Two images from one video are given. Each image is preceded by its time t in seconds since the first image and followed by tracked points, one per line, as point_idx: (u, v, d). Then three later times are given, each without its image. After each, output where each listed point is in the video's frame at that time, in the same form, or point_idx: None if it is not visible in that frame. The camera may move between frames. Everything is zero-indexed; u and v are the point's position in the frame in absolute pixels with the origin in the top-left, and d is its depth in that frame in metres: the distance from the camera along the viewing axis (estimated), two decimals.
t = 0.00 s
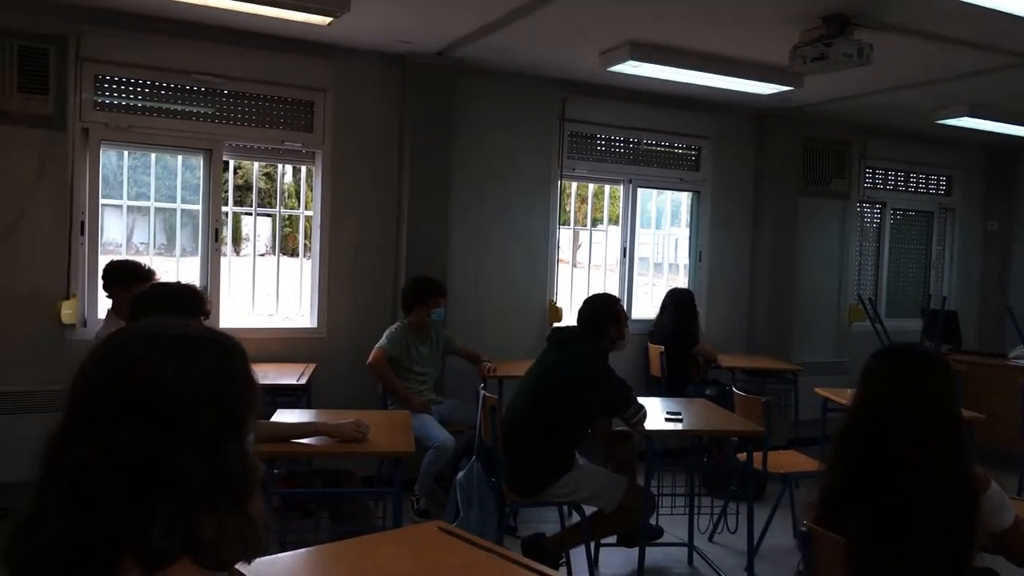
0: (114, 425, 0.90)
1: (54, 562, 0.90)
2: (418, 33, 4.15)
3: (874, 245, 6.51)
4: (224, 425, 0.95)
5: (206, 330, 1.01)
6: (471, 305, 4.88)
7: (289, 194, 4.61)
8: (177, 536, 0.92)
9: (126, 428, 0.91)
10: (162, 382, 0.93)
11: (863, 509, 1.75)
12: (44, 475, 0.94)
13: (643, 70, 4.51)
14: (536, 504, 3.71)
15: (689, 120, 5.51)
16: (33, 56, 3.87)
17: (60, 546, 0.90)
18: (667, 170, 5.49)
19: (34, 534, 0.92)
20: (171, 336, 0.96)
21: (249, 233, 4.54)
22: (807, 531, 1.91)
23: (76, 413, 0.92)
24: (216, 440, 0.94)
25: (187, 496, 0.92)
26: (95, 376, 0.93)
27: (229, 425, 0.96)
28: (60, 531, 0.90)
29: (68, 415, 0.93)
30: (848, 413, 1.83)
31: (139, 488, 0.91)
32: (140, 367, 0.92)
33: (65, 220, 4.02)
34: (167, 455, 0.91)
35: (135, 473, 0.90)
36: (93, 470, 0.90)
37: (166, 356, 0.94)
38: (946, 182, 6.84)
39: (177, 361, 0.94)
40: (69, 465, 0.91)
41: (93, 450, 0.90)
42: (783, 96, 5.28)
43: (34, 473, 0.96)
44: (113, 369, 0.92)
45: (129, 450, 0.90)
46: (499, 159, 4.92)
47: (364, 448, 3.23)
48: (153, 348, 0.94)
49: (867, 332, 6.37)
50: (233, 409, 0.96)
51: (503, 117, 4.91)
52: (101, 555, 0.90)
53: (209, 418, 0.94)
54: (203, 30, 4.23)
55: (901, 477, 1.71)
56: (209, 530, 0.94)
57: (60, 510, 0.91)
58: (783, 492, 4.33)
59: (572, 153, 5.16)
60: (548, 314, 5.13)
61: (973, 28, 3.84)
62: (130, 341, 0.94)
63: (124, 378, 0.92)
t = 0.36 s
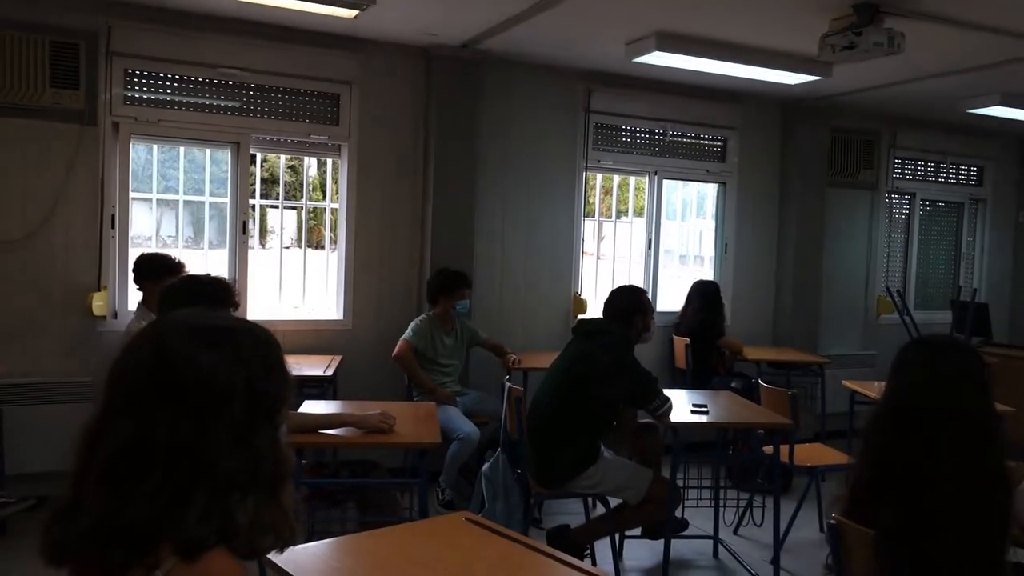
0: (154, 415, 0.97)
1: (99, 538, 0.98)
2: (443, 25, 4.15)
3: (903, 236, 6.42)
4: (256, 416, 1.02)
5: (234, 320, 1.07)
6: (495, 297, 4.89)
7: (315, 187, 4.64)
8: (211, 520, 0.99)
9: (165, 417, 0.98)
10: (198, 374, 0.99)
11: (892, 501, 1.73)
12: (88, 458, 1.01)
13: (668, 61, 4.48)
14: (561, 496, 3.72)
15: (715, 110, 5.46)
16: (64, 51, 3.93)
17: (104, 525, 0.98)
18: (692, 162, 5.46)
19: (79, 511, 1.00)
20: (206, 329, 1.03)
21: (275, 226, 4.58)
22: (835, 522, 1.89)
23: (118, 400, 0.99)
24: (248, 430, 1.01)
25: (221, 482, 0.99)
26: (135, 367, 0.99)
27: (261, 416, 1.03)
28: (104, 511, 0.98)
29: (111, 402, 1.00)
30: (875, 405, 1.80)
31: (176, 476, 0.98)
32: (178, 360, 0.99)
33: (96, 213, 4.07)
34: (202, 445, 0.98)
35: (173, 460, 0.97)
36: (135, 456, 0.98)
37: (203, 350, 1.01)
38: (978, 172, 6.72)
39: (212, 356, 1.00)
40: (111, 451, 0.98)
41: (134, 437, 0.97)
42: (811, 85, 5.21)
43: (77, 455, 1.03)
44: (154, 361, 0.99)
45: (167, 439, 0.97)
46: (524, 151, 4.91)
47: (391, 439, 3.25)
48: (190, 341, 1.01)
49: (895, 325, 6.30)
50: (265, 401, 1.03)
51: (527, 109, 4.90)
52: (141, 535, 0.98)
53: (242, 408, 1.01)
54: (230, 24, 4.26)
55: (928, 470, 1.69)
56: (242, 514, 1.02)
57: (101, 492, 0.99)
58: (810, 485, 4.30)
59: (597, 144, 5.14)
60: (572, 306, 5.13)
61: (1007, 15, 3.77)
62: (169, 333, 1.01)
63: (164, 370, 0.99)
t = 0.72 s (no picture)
0: (169, 390, 1.01)
1: (117, 511, 1.02)
2: None
3: (913, 211, 6.37)
4: (267, 391, 1.07)
5: (241, 294, 1.10)
6: (502, 274, 4.88)
7: (320, 164, 4.61)
8: (227, 492, 1.05)
9: (180, 393, 1.02)
10: (211, 350, 1.03)
11: (910, 470, 1.69)
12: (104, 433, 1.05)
13: (676, 35, 4.43)
14: (569, 471, 3.73)
15: (724, 84, 5.41)
16: (67, 28, 3.90)
17: (122, 498, 1.02)
18: (700, 137, 5.41)
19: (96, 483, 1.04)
20: (217, 305, 1.06)
21: (281, 204, 4.55)
22: (846, 497, 1.89)
23: (132, 377, 1.03)
24: (261, 405, 1.06)
25: (235, 455, 1.04)
26: (148, 342, 1.03)
27: (272, 390, 1.08)
28: (122, 485, 1.02)
29: (125, 376, 1.04)
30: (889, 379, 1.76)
31: (191, 448, 1.02)
32: (191, 336, 1.03)
33: (102, 190, 4.06)
34: (216, 419, 1.02)
35: (189, 435, 1.02)
36: (151, 430, 1.02)
37: (214, 327, 1.04)
38: (989, 147, 6.65)
39: (225, 332, 1.04)
40: (127, 425, 1.02)
41: (149, 411, 1.01)
42: (821, 59, 5.15)
43: (93, 429, 1.07)
44: (167, 338, 1.02)
45: (181, 412, 1.01)
46: (530, 127, 4.88)
47: (400, 415, 3.25)
48: (200, 319, 1.04)
49: (904, 301, 6.26)
50: (275, 376, 1.08)
51: (534, 85, 4.86)
52: (159, 507, 1.02)
53: (254, 384, 1.05)
54: None
55: (944, 441, 1.66)
56: (255, 486, 1.08)
57: (119, 464, 1.03)
58: (818, 461, 4.30)
59: (604, 120, 5.10)
60: (580, 283, 5.11)
61: None
62: (181, 311, 1.04)
63: (177, 347, 1.02)
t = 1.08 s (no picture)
0: (202, 367, 1.07)
1: (155, 487, 1.07)
2: None
3: (937, 188, 6.28)
4: (295, 369, 1.12)
5: (269, 276, 1.16)
6: (522, 253, 4.88)
7: (340, 144, 4.61)
8: (261, 468, 1.09)
9: (213, 371, 1.07)
10: (242, 330, 1.09)
11: (935, 449, 1.68)
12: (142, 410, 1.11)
13: (698, 11, 4.38)
14: (591, 450, 3.74)
15: (745, 61, 5.35)
16: (89, 11, 3.92)
17: (160, 473, 1.07)
18: (721, 114, 5.37)
19: (135, 460, 1.09)
20: (248, 286, 1.12)
21: (299, 185, 4.55)
22: (870, 478, 1.82)
23: (167, 356, 1.09)
24: (290, 383, 1.11)
25: (267, 432, 1.10)
26: (183, 321, 1.09)
27: (301, 369, 1.13)
28: (160, 460, 1.07)
29: (160, 355, 1.10)
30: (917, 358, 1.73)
31: (226, 424, 1.08)
32: (223, 315, 1.08)
33: (126, 173, 4.09)
34: (249, 396, 1.08)
35: (223, 411, 1.08)
36: (186, 407, 1.07)
37: (245, 308, 1.10)
38: (1015, 122, 6.54)
39: (255, 312, 1.10)
40: (163, 401, 1.08)
41: (184, 387, 1.07)
42: (845, 34, 5.07)
43: (131, 408, 1.13)
44: (199, 319, 1.08)
45: (215, 388, 1.07)
46: (550, 105, 4.86)
47: (424, 394, 3.27)
48: (232, 300, 1.10)
49: (927, 279, 6.20)
50: (303, 355, 1.13)
51: (553, 62, 4.83)
52: (195, 482, 1.07)
53: (284, 362, 1.11)
54: None
55: (971, 421, 1.63)
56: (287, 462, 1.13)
57: (155, 441, 1.08)
58: (841, 440, 4.30)
59: (624, 97, 5.06)
60: (600, 262, 5.10)
61: None
62: (212, 293, 1.10)
63: (209, 327, 1.08)
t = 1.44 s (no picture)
0: (257, 361, 1.11)
1: (212, 477, 1.11)
2: None
3: (992, 181, 6.11)
4: (348, 365, 1.15)
5: (322, 272, 1.18)
6: (564, 249, 4.87)
7: (385, 140, 4.65)
8: (314, 462, 1.12)
9: (269, 365, 1.11)
10: (297, 326, 1.12)
11: (992, 448, 1.55)
12: (201, 402, 1.16)
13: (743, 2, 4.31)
14: (635, 447, 3.72)
15: (792, 53, 5.27)
16: (141, 12, 4.01)
17: (218, 465, 1.11)
18: (767, 107, 5.29)
19: (195, 450, 1.14)
20: (300, 282, 1.14)
21: (341, 181, 4.58)
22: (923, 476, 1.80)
23: (225, 350, 1.12)
24: (342, 378, 1.15)
25: (320, 426, 1.13)
26: (239, 316, 1.12)
27: (353, 364, 1.16)
28: (218, 452, 1.11)
29: (217, 349, 1.14)
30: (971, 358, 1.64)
31: (281, 416, 1.12)
32: (276, 310, 1.11)
33: (177, 170, 4.17)
34: (302, 390, 1.12)
35: (278, 404, 1.11)
36: (243, 400, 1.11)
37: (299, 303, 1.13)
38: None
39: (307, 307, 1.12)
40: (220, 393, 1.12)
41: (240, 380, 1.11)
42: (895, 24, 4.96)
43: (191, 401, 1.17)
44: (256, 313, 1.12)
45: (270, 382, 1.11)
46: (593, 100, 4.84)
47: (469, 389, 3.29)
48: (287, 295, 1.12)
49: (980, 275, 6.04)
50: (355, 350, 1.16)
51: (596, 57, 4.81)
52: (251, 476, 1.10)
53: (336, 357, 1.14)
54: None
55: None
56: (339, 456, 1.15)
57: (213, 431, 1.12)
58: (891, 438, 4.21)
59: (668, 91, 5.02)
60: (643, 258, 5.07)
61: None
62: (268, 287, 1.13)
63: (266, 322, 1.11)
